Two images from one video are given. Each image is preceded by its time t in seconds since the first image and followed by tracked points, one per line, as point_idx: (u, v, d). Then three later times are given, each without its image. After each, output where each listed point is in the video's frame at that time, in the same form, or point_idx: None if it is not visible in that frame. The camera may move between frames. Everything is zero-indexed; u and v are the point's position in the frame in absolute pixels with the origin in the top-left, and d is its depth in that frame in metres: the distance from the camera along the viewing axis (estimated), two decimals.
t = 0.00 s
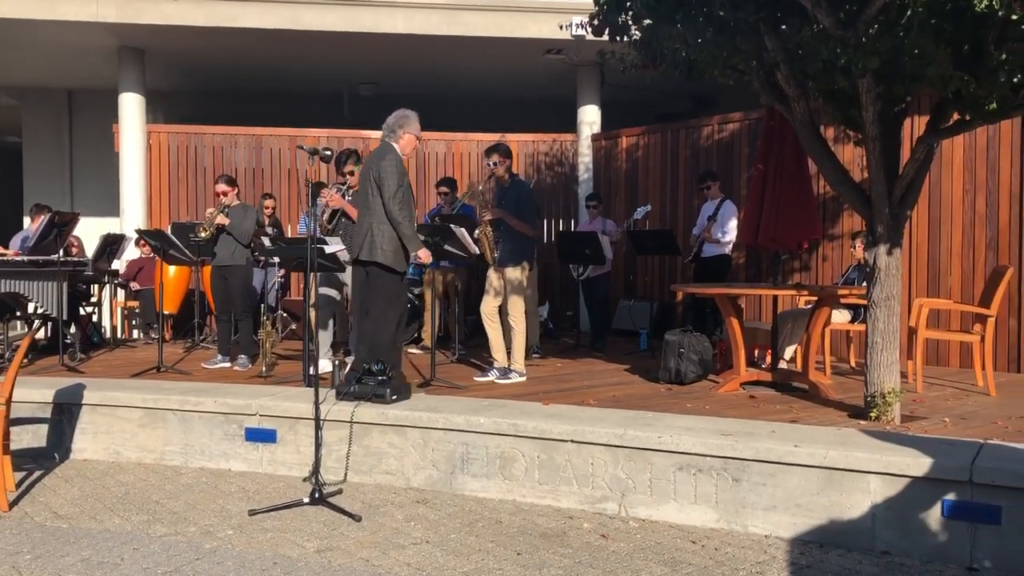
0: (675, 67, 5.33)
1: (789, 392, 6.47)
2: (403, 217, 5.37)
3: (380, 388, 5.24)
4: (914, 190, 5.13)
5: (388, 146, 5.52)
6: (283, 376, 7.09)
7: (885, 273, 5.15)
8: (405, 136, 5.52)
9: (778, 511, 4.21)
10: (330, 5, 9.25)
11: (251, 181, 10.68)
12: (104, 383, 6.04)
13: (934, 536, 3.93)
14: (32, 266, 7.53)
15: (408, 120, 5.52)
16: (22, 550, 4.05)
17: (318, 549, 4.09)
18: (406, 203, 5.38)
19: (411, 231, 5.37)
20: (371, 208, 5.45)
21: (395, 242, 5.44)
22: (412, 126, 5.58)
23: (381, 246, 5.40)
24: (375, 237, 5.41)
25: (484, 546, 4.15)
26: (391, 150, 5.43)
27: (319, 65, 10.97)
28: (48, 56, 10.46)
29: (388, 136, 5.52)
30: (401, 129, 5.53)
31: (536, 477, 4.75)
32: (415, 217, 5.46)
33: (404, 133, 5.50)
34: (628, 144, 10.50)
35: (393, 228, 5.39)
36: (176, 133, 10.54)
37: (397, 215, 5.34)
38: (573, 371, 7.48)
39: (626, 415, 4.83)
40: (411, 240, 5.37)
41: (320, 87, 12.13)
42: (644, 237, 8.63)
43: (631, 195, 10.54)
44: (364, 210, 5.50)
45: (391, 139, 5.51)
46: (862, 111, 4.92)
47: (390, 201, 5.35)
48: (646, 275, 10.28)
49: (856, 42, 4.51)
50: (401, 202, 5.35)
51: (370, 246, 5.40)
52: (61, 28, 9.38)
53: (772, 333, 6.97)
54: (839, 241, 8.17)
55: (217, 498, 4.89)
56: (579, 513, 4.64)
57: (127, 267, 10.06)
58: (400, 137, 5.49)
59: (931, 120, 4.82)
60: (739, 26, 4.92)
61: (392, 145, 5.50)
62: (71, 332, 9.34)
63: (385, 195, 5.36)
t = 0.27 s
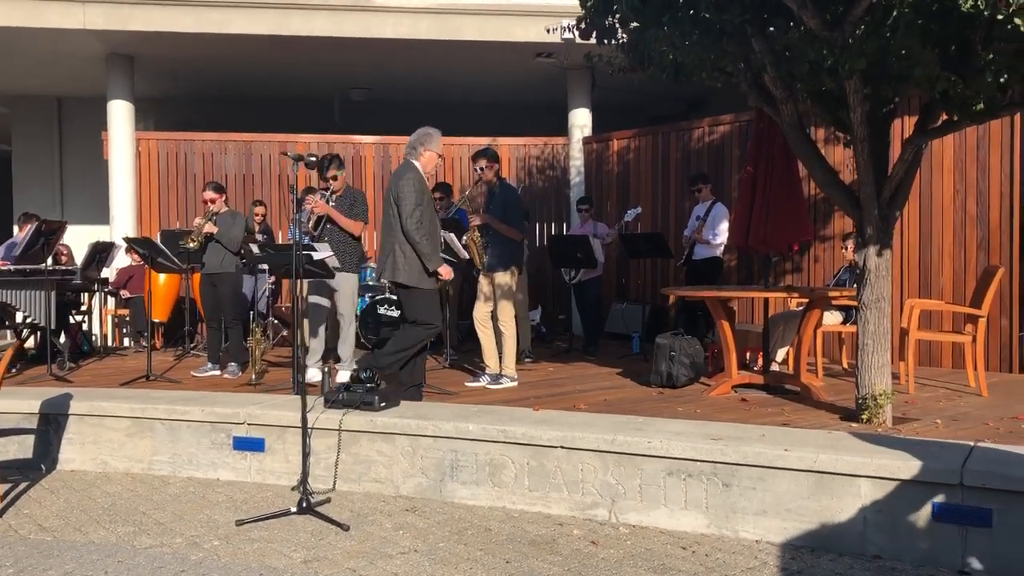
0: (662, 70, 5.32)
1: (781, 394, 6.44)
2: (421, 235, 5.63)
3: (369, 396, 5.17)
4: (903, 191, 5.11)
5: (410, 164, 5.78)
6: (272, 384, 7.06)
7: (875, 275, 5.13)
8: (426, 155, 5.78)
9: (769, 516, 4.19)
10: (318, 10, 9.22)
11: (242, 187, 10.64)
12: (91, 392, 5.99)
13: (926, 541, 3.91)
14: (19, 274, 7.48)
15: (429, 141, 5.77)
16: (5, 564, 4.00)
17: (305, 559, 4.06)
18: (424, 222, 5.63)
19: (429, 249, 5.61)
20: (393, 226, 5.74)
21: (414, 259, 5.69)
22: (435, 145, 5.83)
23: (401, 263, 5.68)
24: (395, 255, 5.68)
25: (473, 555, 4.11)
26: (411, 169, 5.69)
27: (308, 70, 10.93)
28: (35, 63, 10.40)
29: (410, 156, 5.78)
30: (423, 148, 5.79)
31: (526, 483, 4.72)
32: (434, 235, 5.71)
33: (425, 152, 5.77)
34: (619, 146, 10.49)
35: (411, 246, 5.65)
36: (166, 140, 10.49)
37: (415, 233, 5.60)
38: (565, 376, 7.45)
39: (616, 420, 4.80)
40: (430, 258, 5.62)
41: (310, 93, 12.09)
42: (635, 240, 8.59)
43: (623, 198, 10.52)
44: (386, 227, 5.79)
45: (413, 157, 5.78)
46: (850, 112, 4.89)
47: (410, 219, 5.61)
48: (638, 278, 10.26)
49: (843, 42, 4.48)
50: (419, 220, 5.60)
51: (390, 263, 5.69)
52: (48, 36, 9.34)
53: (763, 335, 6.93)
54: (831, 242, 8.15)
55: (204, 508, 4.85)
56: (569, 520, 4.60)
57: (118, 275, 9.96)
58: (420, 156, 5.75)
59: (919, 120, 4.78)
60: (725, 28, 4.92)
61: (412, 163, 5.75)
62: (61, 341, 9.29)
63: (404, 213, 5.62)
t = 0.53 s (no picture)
0: (653, 75, 5.29)
1: (775, 401, 6.41)
2: (440, 246, 5.53)
3: (358, 402, 5.15)
4: (894, 197, 5.08)
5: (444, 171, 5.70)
6: (263, 390, 7.03)
7: (867, 281, 5.11)
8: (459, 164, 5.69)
9: (759, 524, 4.15)
10: (312, 16, 9.21)
11: (236, 193, 10.61)
12: (81, 399, 5.96)
13: (917, 550, 3.87)
14: (11, 281, 7.45)
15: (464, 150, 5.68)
16: None
17: (291, 569, 4.03)
18: (443, 232, 5.53)
19: (445, 261, 5.51)
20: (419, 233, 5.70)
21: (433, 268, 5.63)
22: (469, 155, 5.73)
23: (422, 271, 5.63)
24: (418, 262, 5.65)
25: (460, 564, 4.08)
26: (441, 176, 5.62)
27: (303, 75, 10.92)
28: (30, 69, 10.39)
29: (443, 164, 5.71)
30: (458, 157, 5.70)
31: (515, 491, 4.69)
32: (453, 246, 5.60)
33: (458, 161, 5.69)
34: (614, 152, 10.47)
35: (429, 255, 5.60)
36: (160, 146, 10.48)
37: (432, 242, 5.52)
38: (559, 382, 7.42)
39: (606, 427, 4.77)
40: (444, 269, 5.52)
41: (306, 98, 12.08)
42: (630, 245, 8.56)
43: (618, 203, 10.50)
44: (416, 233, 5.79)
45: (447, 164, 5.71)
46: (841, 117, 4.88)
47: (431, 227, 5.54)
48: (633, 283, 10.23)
49: (833, 47, 4.47)
50: (437, 230, 5.51)
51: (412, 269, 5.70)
52: (42, 42, 9.33)
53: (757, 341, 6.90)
54: (826, 248, 8.11)
55: (191, 516, 4.82)
56: (558, 528, 4.57)
57: (112, 280, 9.89)
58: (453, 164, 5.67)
59: (910, 125, 4.77)
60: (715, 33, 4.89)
61: (443, 169, 5.68)
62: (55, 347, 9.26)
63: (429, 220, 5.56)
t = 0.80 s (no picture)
0: (646, 81, 5.26)
1: (769, 411, 6.36)
2: (479, 254, 5.62)
3: (346, 407, 5.10)
4: (889, 207, 5.03)
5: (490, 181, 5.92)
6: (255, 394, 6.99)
7: (861, 291, 5.06)
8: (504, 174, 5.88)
9: (746, 536, 4.10)
10: (312, 19, 9.19)
11: (234, 195, 10.59)
12: (70, 401, 5.92)
13: (906, 564, 3.82)
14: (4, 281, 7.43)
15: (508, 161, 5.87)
16: None
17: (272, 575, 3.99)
18: (483, 239, 5.62)
19: (482, 269, 5.59)
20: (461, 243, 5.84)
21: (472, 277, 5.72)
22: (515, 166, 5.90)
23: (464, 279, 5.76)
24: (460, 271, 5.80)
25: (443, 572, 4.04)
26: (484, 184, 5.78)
27: (303, 78, 10.91)
28: (29, 69, 10.38)
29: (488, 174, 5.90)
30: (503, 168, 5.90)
31: (502, 499, 4.64)
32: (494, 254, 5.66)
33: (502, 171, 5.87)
34: (613, 158, 10.44)
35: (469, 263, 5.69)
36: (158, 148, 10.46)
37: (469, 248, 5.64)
38: (552, 389, 7.37)
39: (595, 435, 4.72)
40: (479, 276, 5.60)
41: (306, 101, 12.06)
42: (627, 253, 8.51)
43: (616, 210, 10.46)
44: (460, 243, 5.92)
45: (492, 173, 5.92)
46: (835, 125, 4.83)
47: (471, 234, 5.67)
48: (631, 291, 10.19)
49: (826, 55, 4.42)
50: (475, 236, 5.61)
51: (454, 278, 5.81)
52: (41, 42, 9.32)
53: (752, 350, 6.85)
54: (824, 257, 8.06)
55: (176, 520, 4.78)
56: (545, 537, 4.52)
57: (108, 282, 9.77)
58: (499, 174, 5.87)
59: (905, 134, 4.72)
60: (707, 39, 4.87)
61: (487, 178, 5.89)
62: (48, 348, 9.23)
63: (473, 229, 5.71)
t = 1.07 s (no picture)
0: (638, 88, 5.23)
1: (759, 421, 6.32)
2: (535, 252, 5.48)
3: (330, 413, 5.07)
4: (879, 217, 5.00)
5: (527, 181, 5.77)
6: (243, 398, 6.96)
7: (851, 302, 5.03)
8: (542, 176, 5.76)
9: (729, 547, 4.06)
10: (309, 22, 9.18)
11: (230, 198, 10.57)
12: (55, 402, 5.89)
13: None
14: None
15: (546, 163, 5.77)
16: None
17: None
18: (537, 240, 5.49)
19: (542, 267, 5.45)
20: (505, 244, 5.64)
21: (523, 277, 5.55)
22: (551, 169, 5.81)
23: (509, 281, 5.53)
24: (504, 272, 5.56)
25: None
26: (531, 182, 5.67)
27: (300, 82, 10.89)
28: (26, 69, 10.36)
29: (527, 173, 5.77)
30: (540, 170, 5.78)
31: (485, 507, 4.60)
32: (546, 255, 5.57)
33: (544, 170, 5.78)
34: (610, 166, 10.42)
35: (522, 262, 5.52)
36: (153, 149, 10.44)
37: (526, 247, 5.46)
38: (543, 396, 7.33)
39: (580, 444, 4.69)
40: (540, 276, 5.45)
41: (303, 105, 12.05)
42: (621, 260, 8.47)
43: (612, 217, 10.43)
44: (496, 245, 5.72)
45: (529, 174, 5.78)
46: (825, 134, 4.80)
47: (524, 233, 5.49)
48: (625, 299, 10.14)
49: (815, 64, 4.39)
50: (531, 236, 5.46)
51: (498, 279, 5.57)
52: (37, 42, 9.30)
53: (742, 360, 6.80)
54: (818, 267, 8.02)
55: (156, 524, 4.74)
56: (527, 546, 4.48)
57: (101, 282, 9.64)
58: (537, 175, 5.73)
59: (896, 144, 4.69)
60: (697, 46, 4.84)
61: (528, 178, 5.74)
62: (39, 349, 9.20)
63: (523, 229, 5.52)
